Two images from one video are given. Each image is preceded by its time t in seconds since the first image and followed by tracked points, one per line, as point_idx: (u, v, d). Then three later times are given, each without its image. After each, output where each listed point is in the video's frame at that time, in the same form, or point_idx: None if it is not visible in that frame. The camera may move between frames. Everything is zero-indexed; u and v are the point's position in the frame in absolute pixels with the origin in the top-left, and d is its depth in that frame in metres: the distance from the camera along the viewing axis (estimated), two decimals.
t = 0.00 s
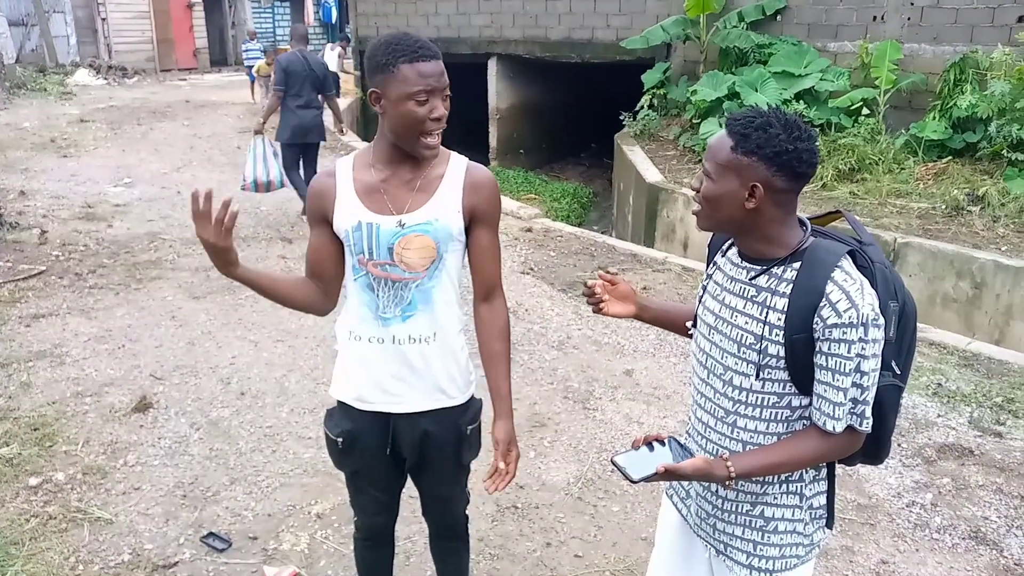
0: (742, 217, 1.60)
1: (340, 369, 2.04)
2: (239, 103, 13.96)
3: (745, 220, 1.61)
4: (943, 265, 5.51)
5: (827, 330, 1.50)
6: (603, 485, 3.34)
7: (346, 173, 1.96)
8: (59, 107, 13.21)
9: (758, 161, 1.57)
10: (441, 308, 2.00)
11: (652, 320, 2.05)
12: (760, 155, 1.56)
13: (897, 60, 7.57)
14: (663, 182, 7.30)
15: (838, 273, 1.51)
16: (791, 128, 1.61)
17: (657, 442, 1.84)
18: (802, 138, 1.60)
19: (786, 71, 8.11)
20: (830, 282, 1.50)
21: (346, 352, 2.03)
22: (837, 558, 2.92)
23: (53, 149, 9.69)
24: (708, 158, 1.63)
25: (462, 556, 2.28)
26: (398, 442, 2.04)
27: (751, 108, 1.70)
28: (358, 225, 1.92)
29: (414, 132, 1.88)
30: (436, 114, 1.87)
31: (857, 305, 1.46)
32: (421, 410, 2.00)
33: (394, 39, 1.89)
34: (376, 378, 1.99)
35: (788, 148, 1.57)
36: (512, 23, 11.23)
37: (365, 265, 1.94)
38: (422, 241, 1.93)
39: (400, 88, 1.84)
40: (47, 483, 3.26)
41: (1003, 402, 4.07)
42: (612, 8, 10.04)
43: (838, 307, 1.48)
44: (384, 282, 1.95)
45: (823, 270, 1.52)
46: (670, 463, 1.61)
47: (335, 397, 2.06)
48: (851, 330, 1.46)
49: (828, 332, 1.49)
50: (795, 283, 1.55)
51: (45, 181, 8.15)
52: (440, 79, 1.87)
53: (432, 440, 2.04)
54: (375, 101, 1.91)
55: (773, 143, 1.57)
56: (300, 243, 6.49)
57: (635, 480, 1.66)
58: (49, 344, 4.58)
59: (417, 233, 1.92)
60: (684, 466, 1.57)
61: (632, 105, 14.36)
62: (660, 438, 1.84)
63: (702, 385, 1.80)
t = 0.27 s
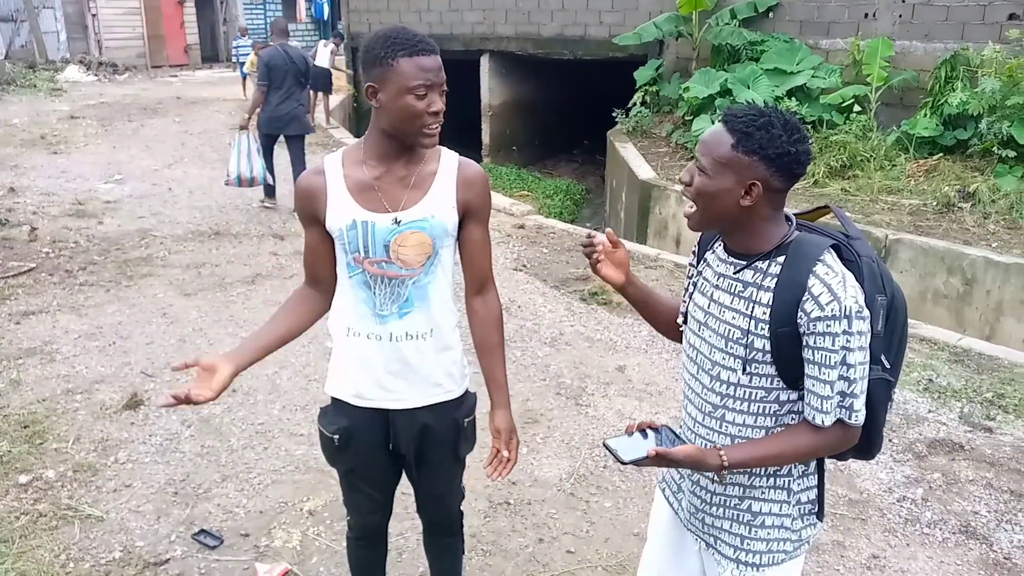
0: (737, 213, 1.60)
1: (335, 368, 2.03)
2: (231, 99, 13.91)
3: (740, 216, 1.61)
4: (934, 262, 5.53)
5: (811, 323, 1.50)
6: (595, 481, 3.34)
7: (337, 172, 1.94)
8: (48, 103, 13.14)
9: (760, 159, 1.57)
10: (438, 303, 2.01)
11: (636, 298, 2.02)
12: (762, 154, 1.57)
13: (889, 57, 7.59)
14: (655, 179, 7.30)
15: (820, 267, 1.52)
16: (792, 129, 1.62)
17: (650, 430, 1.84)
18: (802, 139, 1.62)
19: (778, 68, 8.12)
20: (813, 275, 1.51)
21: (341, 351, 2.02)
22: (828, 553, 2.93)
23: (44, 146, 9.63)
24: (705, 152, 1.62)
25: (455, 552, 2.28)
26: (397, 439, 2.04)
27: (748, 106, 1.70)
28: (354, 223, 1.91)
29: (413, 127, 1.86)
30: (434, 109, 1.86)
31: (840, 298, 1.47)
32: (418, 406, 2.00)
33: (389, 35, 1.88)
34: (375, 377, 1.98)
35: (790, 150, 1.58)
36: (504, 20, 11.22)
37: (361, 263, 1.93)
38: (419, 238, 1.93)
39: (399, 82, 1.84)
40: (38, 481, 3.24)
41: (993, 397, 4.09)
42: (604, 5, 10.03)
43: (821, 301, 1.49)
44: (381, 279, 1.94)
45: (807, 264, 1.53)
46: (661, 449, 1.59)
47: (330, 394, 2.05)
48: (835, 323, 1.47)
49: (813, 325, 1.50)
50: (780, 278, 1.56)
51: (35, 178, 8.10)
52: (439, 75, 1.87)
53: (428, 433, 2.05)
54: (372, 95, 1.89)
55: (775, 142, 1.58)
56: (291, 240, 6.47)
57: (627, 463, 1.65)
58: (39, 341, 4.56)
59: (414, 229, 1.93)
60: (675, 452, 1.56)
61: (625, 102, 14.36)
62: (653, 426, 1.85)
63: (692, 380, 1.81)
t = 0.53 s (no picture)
0: (738, 213, 1.60)
1: (331, 369, 2.01)
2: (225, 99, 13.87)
3: (740, 215, 1.60)
4: (927, 260, 5.55)
5: (807, 318, 1.51)
6: (590, 480, 3.35)
7: (331, 174, 1.90)
8: (40, 103, 13.09)
9: (762, 155, 1.57)
10: (434, 301, 2.02)
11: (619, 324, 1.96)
12: (763, 149, 1.57)
13: (882, 56, 7.63)
14: (650, 178, 7.31)
15: (817, 262, 1.53)
16: (788, 123, 1.64)
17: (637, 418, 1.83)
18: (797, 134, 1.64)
19: (772, 68, 8.14)
20: (810, 271, 1.52)
21: (337, 351, 2.00)
22: (822, 552, 2.94)
23: (36, 146, 9.59)
24: (700, 152, 1.60)
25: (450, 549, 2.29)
26: (398, 436, 2.04)
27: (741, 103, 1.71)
28: (352, 224, 1.89)
29: (408, 126, 1.86)
30: (428, 108, 1.86)
31: (836, 292, 1.48)
32: (415, 403, 2.02)
33: (385, 33, 1.88)
34: (376, 377, 1.98)
35: (789, 144, 1.60)
36: (498, 19, 11.23)
37: (360, 263, 1.92)
38: (417, 237, 1.94)
39: (394, 82, 1.83)
40: (30, 482, 3.22)
41: (986, 396, 4.10)
42: (598, 4, 10.03)
43: (818, 295, 1.50)
44: (380, 278, 1.94)
45: (802, 260, 1.54)
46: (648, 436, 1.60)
47: (328, 394, 2.03)
48: (830, 317, 1.48)
49: (809, 320, 1.51)
50: (775, 274, 1.56)
51: (27, 178, 8.06)
52: (433, 74, 1.87)
53: (428, 428, 2.06)
54: (367, 95, 1.88)
55: (774, 138, 1.58)
56: (285, 240, 6.45)
57: (613, 448, 1.65)
58: (31, 341, 4.54)
59: (412, 228, 1.93)
60: (663, 438, 1.56)
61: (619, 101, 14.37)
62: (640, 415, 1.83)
63: (687, 381, 1.80)
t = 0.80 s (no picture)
0: (742, 210, 1.60)
1: (336, 368, 2.01)
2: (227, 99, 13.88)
3: (746, 212, 1.60)
4: (930, 259, 5.54)
5: (807, 315, 1.51)
6: (594, 479, 3.35)
7: (338, 173, 1.89)
8: (43, 103, 13.11)
9: (764, 151, 1.57)
10: (439, 299, 2.02)
11: (627, 337, 1.95)
12: (766, 145, 1.57)
13: (884, 54, 7.60)
14: (652, 177, 7.31)
15: (816, 259, 1.53)
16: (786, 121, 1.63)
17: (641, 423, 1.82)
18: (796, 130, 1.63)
19: (774, 66, 8.13)
20: (808, 268, 1.53)
21: (343, 351, 1.99)
22: (826, 551, 2.94)
23: (39, 146, 9.61)
24: (701, 149, 1.60)
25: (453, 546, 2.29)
26: (401, 435, 2.05)
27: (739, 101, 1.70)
28: (359, 223, 1.88)
29: (412, 125, 1.86)
30: (431, 108, 1.86)
31: (835, 289, 1.48)
32: (419, 401, 2.02)
33: (388, 33, 1.88)
34: (382, 375, 1.98)
35: (790, 140, 1.60)
36: (500, 19, 11.22)
37: (367, 261, 1.91)
38: (423, 235, 1.94)
39: (397, 82, 1.83)
40: (35, 482, 3.23)
41: (990, 394, 4.10)
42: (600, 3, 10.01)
43: (817, 292, 1.50)
44: (387, 277, 1.93)
45: (801, 257, 1.54)
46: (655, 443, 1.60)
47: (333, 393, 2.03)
48: (831, 314, 1.48)
49: (809, 317, 1.51)
50: (775, 272, 1.57)
51: (30, 178, 8.08)
52: (438, 74, 1.87)
53: (429, 427, 2.07)
54: (370, 94, 1.88)
55: (773, 135, 1.58)
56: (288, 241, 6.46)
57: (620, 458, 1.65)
58: (35, 342, 4.55)
59: (418, 227, 1.93)
60: (669, 446, 1.57)
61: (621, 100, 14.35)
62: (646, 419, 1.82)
63: (688, 379, 1.80)
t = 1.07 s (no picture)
0: (722, 208, 1.61)
1: (338, 368, 2.01)
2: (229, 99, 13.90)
3: (728, 211, 1.61)
4: (933, 258, 5.53)
5: (808, 317, 1.51)
6: (596, 479, 3.35)
7: (340, 173, 1.89)
8: (46, 104, 13.14)
9: (743, 152, 1.57)
10: (440, 300, 2.03)
11: (615, 334, 1.95)
12: (745, 146, 1.57)
13: (886, 54, 7.58)
14: (654, 176, 7.30)
15: (818, 261, 1.53)
16: (775, 121, 1.62)
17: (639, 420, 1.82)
18: (785, 130, 1.61)
19: (776, 66, 8.13)
20: (811, 270, 1.52)
21: (344, 351, 2.00)
22: (829, 551, 2.94)
23: (42, 147, 9.63)
24: (691, 147, 1.63)
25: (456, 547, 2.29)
26: (404, 435, 2.05)
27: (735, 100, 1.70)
28: (361, 223, 1.88)
29: (414, 126, 1.86)
30: (433, 109, 1.86)
31: (837, 292, 1.48)
32: (423, 402, 2.03)
33: (391, 33, 1.88)
34: (384, 376, 1.98)
35: (774, 140, 1.58)
36: (502, 19, 11.23)
37: (369, 262, 1.91)
38: (425, 235, 1.94)
39: (399, 83, 1.83)
40: (38, 482, 3.24)
41: (993, 394, 4.09)
42: (601, 3, 10.01)
43: (819, 294, 1.50)
44: (389, 277, 1.94)
45: (803, 259, 1.54)
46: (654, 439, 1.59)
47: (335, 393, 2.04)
48: (831, 317, 1.48)
49: (810, 319, 1.51)
50: (776, 273, 1.56)
51: (33, 179, 8.10)
52: (439, 76, 1.87)
53: (432, 426, 2.07)
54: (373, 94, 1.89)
55: (759, 134, 1.57)
56: (290, 241, 6.46)
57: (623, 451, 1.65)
58: (39, 342, 4.56)
59: (420, 227, 1.93)
60: (669, 442, 1.56)
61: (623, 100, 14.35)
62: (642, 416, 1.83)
63: (688, 379, 1.80)
